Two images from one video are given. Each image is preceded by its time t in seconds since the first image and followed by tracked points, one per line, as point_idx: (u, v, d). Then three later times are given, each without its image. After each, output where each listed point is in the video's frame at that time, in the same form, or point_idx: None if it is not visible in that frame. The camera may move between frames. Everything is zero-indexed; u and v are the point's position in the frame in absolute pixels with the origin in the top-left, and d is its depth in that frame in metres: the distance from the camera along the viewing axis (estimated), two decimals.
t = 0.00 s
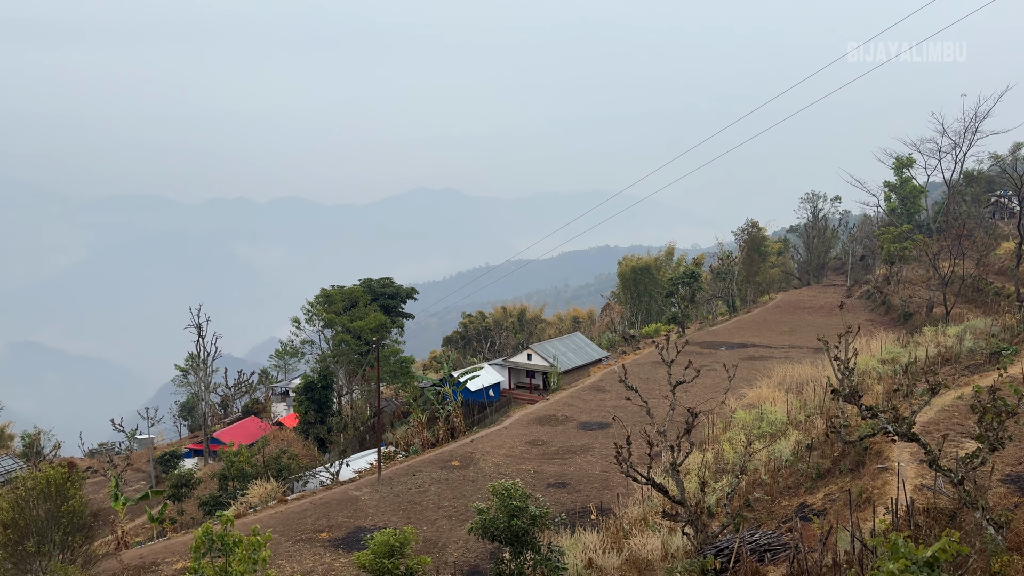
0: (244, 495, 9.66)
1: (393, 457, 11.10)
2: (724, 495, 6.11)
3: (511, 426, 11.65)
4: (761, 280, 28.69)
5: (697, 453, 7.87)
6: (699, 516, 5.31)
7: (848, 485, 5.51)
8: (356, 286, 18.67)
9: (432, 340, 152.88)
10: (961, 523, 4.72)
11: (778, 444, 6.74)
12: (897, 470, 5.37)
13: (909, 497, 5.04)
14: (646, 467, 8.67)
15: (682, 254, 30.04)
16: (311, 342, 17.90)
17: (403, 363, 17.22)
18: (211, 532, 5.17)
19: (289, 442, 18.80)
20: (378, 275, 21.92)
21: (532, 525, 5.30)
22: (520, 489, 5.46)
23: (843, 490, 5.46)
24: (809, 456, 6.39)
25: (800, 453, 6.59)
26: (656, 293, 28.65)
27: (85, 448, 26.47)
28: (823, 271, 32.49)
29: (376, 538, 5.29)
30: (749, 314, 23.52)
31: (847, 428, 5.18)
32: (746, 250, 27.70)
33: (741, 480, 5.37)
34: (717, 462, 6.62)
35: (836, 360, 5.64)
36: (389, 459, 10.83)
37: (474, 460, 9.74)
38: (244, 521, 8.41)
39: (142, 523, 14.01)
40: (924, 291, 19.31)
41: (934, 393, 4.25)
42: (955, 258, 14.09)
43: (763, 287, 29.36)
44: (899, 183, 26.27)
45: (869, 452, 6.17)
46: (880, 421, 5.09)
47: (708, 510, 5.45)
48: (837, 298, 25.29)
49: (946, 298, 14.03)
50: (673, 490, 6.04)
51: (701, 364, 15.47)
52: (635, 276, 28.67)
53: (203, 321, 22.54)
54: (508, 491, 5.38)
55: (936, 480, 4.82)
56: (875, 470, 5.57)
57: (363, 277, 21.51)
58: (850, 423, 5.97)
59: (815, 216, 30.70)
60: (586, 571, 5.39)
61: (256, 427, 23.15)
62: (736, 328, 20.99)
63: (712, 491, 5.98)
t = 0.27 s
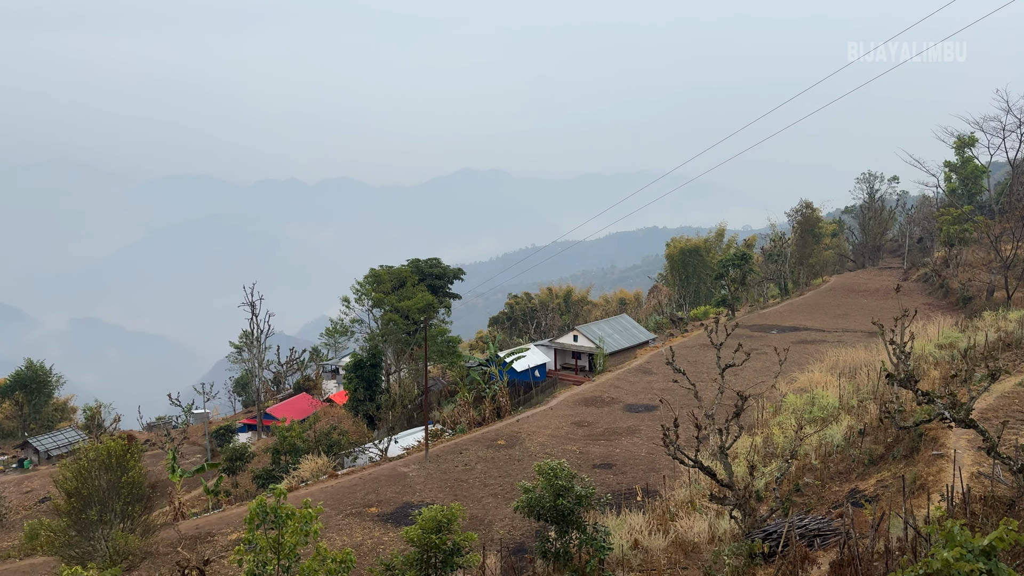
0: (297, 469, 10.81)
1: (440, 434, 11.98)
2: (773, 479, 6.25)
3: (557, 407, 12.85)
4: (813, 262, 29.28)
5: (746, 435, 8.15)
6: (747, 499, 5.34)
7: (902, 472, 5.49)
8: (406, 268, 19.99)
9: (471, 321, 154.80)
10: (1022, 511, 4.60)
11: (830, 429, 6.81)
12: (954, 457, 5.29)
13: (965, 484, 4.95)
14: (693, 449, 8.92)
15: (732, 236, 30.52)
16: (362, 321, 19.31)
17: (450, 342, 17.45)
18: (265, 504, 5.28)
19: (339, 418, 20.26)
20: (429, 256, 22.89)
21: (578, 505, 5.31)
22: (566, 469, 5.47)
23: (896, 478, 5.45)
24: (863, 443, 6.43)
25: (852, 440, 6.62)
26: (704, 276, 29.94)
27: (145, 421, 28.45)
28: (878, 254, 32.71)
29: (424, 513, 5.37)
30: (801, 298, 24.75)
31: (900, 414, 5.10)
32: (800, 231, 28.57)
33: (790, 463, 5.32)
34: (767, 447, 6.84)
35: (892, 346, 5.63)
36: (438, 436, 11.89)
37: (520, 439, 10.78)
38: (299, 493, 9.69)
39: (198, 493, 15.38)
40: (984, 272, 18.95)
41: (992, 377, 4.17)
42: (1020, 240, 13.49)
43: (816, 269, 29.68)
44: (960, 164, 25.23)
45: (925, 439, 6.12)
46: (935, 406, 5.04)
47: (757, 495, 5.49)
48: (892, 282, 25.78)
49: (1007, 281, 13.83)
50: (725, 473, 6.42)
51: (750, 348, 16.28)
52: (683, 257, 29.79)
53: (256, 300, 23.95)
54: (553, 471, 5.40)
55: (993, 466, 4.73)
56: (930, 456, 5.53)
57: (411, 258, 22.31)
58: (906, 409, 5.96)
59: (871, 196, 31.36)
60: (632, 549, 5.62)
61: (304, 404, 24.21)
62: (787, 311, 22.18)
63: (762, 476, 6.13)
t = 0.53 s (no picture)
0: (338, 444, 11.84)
1: (477, 413, 13.27)
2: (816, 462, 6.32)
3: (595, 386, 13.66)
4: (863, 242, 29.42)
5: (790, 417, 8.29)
6: (789, 482, 5.33)
7: (949, 457, 5.43)
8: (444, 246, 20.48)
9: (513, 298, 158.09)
10: None
11: (875, 411, 6.83)
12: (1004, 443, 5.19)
13: (1015, 469, 4.83)
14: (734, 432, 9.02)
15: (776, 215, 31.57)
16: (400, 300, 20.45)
17: (489, 322, 18.20)
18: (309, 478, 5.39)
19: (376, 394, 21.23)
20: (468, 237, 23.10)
21: (616, 485, 5.34)
22: (604, 449, 5.51)
23: (942, 463, 5.40)
24: (908, 427, 6.44)
25: (897, 424, 6.62)
26: (748, 256, 30.61)
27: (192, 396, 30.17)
28: (927, 234, 32.59)
29: (463, 489, 5.45)
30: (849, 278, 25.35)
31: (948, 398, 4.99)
32: (848, 212, 27.61)
33: (832, 446, 5.28)
34: (810, 430, 6.99)
35: (942, 330, 5.59)
36: (475, 414, 13.22)
37: (559, 418, 11.61)
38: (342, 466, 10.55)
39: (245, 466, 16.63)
40: None
41: None
42: None
43: (864, 251, 29.57)
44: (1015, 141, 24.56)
45: (972, 424, 6.05)
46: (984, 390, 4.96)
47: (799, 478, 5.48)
48: (942, 263, 26.05)
49: None
50: (767, 455, 6.66)
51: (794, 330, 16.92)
52: (726, 238, 30.51)
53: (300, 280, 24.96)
54: (592, 451, 5.43)
55: None
56: (978, 441, 5.47)
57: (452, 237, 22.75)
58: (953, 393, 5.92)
59: (921, 175, 31.26)
60: (670, 530, 5.77)
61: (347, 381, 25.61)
62: (831, 293, 22.69)
63: (805, 459, 6.21)
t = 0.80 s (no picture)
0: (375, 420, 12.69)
1: (510, 392, 14.36)
2: (852, 445, 6.41)
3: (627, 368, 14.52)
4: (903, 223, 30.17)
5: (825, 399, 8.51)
6: (824, 465, 5.37)
7: (990, 442, 5.38)
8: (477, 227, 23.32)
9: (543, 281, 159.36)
10: None
11: (914, 395, 6.90)
12: None
13: None
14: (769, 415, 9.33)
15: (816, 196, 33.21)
16: (438, 276, 23.97)
17: (519, 301, 21.09)
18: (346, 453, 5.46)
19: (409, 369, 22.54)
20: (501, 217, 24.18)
21: (649, 465, 5.37)
22: (638, 429, 5.54)
23: (983, 448, 5.35)
24: (948, 411, 6.45)
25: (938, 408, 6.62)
26: (784, 234, 33.93)
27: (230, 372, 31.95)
28: (973, 214, 32.25)
29: (496, 467, 5.47)
30: (892, 260, 25.72)
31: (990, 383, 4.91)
32: (890, 191, 29.10)
33: (870, 431, 5.27)
34: (846, 414, 7.11)
35: (986, 315, 5.54)
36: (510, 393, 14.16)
37: (591, 399, 12.30)
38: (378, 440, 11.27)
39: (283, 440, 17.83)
40: None
41: None
42: None
43: (905, 231, 30.71)
44: None
45: (1016, 408, 5.98)
46: None
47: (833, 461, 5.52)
48: (987, 243, 26.48)
49: None
50: (801, 438, 6.79)
51: (833, 313, 17.46)
52: (763, 217, 33.84)
53: (335, 258, 26.10)
54: (625, 431, 5.47)
55: None
56: (1021, 426, 5.40)
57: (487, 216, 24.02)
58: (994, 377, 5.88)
59: (967, 154, 30.89)
60: (702, 510, 6.03)
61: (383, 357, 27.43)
62: (869, 275, 23.09)
63: (841, 442, 6.29)
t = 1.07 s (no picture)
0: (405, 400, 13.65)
1: (539, 372, 15.30)
2: (885, 430, 6.49)
3: (657, 352, 15.28)
4: (941, 205, 30.36)
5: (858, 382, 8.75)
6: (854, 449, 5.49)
7: None
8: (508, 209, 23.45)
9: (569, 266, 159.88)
10: None
11: (949, 380, 6.96)
12: None
13: None
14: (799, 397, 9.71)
15: (852, 177, 34.61)
16: (464, 259, 23.86)
17: (549, 283, 21.88)
18: (376, 431, 5.52)
19: (444, 353, 24.29)
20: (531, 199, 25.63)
21: (676, 447, 5.48)
22: (665, 413, 5.59)
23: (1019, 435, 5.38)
24: (983, 396, 6.51)
25: (973, 393, 6.68)
26: (818, 217, 33.85)
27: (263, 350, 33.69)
28: (1013, 197, 31.96)
29: (525, 447, 5.54)
30: (927, 242, 26.63)
31: None
32: (926, 173, 29.37)
33: (904, 416, 5.23)
34: (877, 398, 7.26)
35: None
36: (537, 373, 15.26)
37: (621, 381, 12.92)
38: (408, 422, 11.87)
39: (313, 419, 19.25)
40: None
41: None
42: None
43: (943, 214, 30.78)
44: None
45: None
46: None
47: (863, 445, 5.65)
48: None
49: None
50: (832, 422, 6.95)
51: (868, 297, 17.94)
52: (797, 200, 33.70)
53: (365, 238, 27.09)
54: (653, 414, 5.56)
55: None
56: None
57: (518, 198, 25.38)
58: None
59: (1009, 137, 30.48)
60: (731, 492, 6.20)
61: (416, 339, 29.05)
62: (905, 258, 23.85)
63: (872, 428, 6.40)
